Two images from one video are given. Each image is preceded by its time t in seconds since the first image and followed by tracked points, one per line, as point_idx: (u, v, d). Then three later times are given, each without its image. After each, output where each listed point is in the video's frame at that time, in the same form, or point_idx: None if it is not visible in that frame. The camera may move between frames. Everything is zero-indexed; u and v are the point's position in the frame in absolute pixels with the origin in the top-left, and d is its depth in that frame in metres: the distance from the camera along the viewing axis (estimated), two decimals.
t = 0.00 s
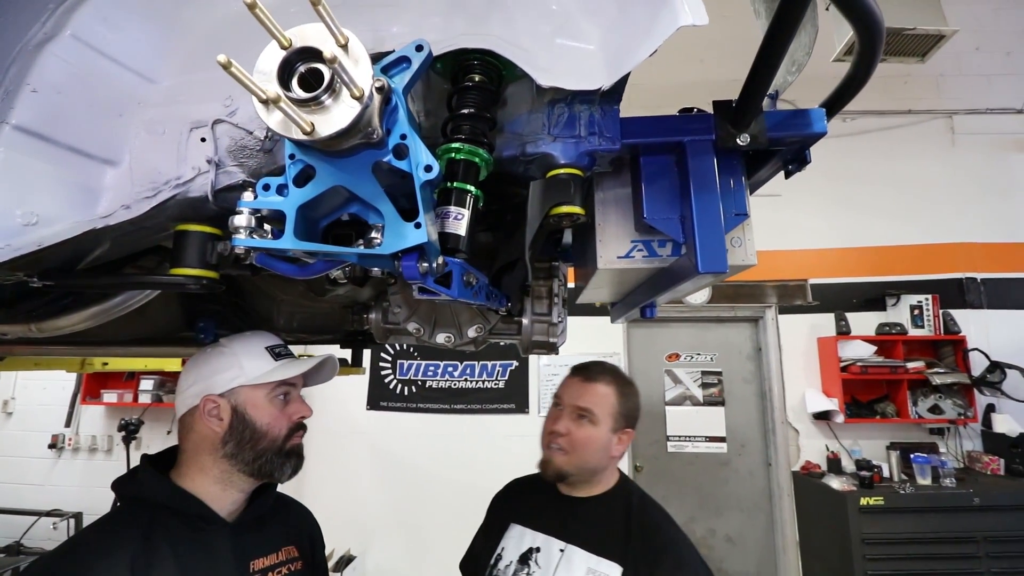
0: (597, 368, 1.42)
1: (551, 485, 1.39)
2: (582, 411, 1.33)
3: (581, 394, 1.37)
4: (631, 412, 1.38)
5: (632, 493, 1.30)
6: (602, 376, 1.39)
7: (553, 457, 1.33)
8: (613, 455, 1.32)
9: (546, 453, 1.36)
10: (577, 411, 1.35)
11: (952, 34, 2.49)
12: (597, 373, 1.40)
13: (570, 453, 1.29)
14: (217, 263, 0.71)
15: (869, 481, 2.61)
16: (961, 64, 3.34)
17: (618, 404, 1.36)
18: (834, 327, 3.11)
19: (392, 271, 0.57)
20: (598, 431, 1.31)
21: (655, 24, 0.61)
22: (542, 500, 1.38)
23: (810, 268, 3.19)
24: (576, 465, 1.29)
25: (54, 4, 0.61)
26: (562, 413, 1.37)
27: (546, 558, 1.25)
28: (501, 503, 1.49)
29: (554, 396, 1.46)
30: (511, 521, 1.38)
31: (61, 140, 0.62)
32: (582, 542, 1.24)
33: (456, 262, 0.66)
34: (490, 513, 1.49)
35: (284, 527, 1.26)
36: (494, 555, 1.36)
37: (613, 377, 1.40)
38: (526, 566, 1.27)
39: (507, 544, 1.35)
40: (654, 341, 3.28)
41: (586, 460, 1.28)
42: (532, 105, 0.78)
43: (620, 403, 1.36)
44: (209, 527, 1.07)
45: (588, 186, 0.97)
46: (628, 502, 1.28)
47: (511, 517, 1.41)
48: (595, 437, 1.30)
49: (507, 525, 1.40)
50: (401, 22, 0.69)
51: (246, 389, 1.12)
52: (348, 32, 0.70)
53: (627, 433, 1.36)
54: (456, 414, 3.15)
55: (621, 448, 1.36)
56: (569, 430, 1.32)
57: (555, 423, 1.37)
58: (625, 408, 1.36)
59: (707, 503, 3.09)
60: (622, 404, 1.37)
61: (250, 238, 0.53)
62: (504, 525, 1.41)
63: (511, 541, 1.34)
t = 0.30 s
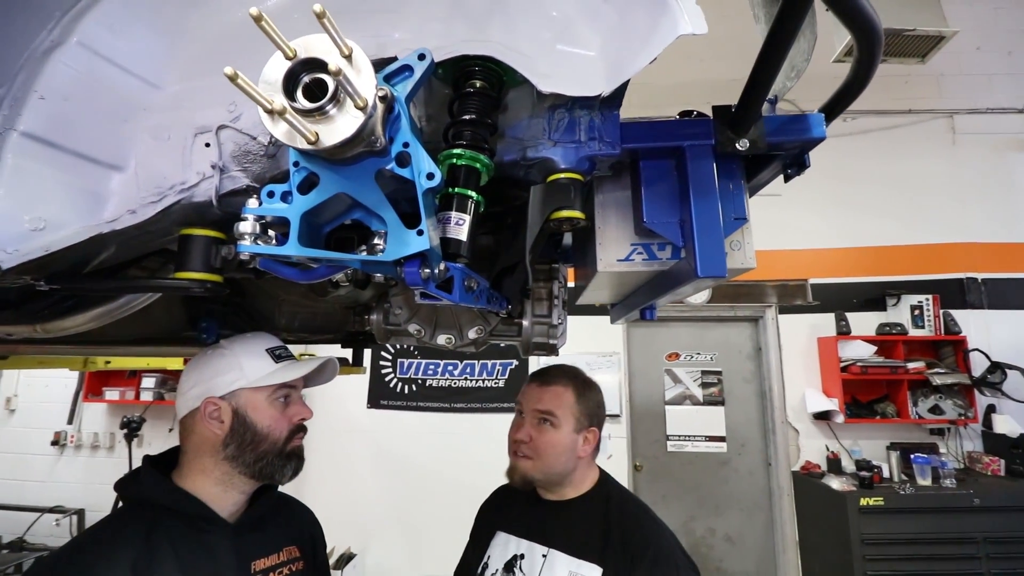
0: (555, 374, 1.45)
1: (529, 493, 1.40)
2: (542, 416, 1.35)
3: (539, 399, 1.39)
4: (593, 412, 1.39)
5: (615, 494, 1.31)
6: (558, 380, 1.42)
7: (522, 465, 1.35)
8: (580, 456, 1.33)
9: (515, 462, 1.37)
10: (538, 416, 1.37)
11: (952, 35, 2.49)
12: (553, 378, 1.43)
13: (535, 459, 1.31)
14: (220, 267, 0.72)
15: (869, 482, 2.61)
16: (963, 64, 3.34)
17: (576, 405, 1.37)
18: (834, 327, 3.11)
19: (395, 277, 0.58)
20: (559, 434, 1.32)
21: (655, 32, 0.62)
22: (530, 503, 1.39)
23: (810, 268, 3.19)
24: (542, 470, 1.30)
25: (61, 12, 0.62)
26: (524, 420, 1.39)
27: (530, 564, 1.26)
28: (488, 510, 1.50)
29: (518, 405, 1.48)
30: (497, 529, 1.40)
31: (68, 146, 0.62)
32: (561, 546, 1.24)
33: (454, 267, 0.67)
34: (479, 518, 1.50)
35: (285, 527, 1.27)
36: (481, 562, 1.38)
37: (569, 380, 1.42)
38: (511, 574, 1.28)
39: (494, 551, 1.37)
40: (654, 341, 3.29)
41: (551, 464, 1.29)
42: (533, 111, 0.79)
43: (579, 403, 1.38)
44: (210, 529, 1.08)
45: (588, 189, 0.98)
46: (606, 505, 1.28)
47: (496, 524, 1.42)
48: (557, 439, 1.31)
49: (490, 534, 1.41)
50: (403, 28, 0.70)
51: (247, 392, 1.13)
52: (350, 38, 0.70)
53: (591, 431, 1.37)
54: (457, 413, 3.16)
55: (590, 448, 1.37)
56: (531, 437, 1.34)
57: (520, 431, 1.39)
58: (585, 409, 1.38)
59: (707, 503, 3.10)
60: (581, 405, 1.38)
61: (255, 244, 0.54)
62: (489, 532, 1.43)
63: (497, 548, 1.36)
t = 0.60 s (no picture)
0: (550, 372, 1.45)
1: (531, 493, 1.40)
2: (540, 415, 1.36)
3: (535, 398, 1.40)
4: (588, 408, 1.41)
5: (615, 491, 1.30)
6: (553, 378, 1.43)
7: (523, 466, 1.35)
8: (580, 453, 1.33)
9: (516, 463, 1.37)
10: (537, 415, 1.37)
11: (973, 26, 2.43)
12: (548, 376, 1.44)
13: (537, 458, 1.31)
14: (230, 268, 0.73)
15: (887, 482, 2.56)
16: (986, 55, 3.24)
17: (573, 401, 1.38)
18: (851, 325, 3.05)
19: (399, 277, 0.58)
20: (558, 432, 1.33)
21: (660, 30, 0.61)
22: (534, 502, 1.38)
23: (826, 265, 3.14)
24: (545, 469, 1.30)
25: (73, 20, 0.64)
26: (523, 419, 1.39)
27: (532, 564, 1.26)
28: (492, 511, 1.50)
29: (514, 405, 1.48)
30: (501, 528, 1.40)
31: (80, 149, 0.64)
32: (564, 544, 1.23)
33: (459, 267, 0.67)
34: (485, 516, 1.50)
35: (293, 524, 1.28)
36: (484, 562, 1.38)
37: (565, 377, 1.43)
38: (514, 573, 1.28)
39: (497, 551, 1.36)
40: (667, 339, 3.26)
41: (553, 462, 1.30)
42: (538, 110, 0.79)
43: (575, 400, 1.39)
44: (218, 527, 1.10)
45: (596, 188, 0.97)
46: (609, 502, 1.27)
47: (500, 524, 1.42)
48: (556, 436, 1.32)
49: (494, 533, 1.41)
50: (408, 29, 0.70)
51: (254, 391, 1.15)
52: (355, 40, 0.71)
53: (589, 426, 1.38)
54: (469, 411, 3.17)
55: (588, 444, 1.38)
56: (531, 436, 1.34)
57: (519, 432, 1.39)
58: (582, 405, 1.39)
59: (722, 502, 3.07)
60: (578, 401, 1.39)
61: (261, 246, 0.54)
62: (493, 533, 1.43)
63: (501, 548, 1.36)
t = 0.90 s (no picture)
0: (556, 367, 1.48)
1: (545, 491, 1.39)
2: (554, 405, 1.38)
3: (547, 390, 1.42)
4: (596, 399, 1.45)
5: (622, 488, 1.30)
6: (561, 371, 1.46)
7: (541, 459, 1.34)
8: (593, 442, 1.36)
9: (532, 459, 1.36)
10: (550, 407, 1.39)
11: (997, 14, 2.35)
12: (556, 370, 1.47)
13: (556, 448, 1.31)
14: (239, 268, 0.73)
15: (910, 483, 2.49)
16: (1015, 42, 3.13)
17: (584, 392, 1.42)
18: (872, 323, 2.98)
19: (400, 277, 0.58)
20: (574, 420, 1.35)
21: (663, 24, 0.60)
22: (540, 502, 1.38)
23: (847, 261, 3.06)
24: (564, 458, 1.30)
25: (81, 26, 0.65)
26: (536, 413, 1.40)
27: (539, 563, 1.25)
28: (502, 511, 1.50)
29: (522, 402, 1.48)
30: (509, 527, 1.39)
31: (90, 153, 0.65)
32: (571, 542, 1.23)
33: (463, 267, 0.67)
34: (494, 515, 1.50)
35: (301, 522, 1.30)
36: (493, 560, 1.38)
37: (572, 370, 1.47)
38: (521, 572, 1.28)
39: (505, 550, 1.36)
40: (683, 337, 3.23)
41: (572, 451, 1.31)
42: (543, 107, 0.78)
43: (585, 391, 1.43)
44: (227, 525, 1.12)
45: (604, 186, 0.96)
46: (616, 499, 1.27)
47: (509, 523, 1.42)
48: (572, 424, 1.34)
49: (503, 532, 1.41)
50: (411, 28, 0.69)
51: (261, 392, 1.16)
52: (359, 40, 0.71)
53: (598, 416, 1.42)
54: (483, 409, 3.18)
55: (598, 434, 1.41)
56: (547, 427, 1.35)
57: (532, 426, 1.39)
58: (591, 396, 1.43)
59: (740, 503, 3.03)
60: (587, 393, 1.43)
61: (264, 247, 0.55)
62: (502, 532, 1.43)
63: (508, 547, 1.36)
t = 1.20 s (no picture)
0: (564, 363, 1.49)
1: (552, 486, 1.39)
2: (560, 399, 1.39)
3: (554, 384, 1.42)
4: (604, 395, 1.44)
5: (629, 486, 1.29)
6: (569, 366, 1.46)
7: (546, 453, 1.34)
8: (600, 437, 1.36)
9: (538, 452, 1.37)
10: (557, 402, 1.40)
11: None
12: (564, 365, 1.47)
13: (561, 441, 1.32)
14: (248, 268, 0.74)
15: (938, 486, 2.41)
16: None
17: (591, 387, 1.42)
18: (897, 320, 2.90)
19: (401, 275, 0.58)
20: (580, 414, 1.36)
21: (665, 15, 0.59)
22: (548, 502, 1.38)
23: (869, 257, 2.98)
24: (570, 452, 1.30)
25: (94, 33, 0.67)
26: (543, 407, 1.41)
27: (546, 563, 1.25)
28: (512, 511, 1.49)
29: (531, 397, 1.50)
30: (519, 527, 1.39)
31: (102, 157, 0.66)
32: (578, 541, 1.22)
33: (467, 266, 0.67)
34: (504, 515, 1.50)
35: (308, 522, 1.31)
36: (502, 560, 1.38)
37: (580, 366, 1.47)
38: (529, 571, 1.27)
39: (513, 550, 1.36)
40: (700, 336, 3.18)
41: (577, 444, 1.31)
42: (547, 104, 0.77)
43: (593, 386, 1.43)
44: (235, 524, 1.13)
45: (612, 182, 0.96)
46: (623, 498, 1.26)
47: (518, 523, 1.42)
48: (579, 418, 1.34)
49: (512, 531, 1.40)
50: (415, 28, 0.70)
51: (269, 391, 1.18)
52: (363, 41, 0.71)
53: (606, 413, 1.41)
54: (498, 409, 3.18)
55: (606, 430, 1.40)
56: (553, 420, 1.36)
57: (539, 420, 1.40)
58: (599, 391, 1.43)
59: (761, 505, 2.98)
60: (594, 388, 1.43)
61: (266, 247, 0.55)
62: (511, 532, 1.43)
63: (517, 546, 1.35)
